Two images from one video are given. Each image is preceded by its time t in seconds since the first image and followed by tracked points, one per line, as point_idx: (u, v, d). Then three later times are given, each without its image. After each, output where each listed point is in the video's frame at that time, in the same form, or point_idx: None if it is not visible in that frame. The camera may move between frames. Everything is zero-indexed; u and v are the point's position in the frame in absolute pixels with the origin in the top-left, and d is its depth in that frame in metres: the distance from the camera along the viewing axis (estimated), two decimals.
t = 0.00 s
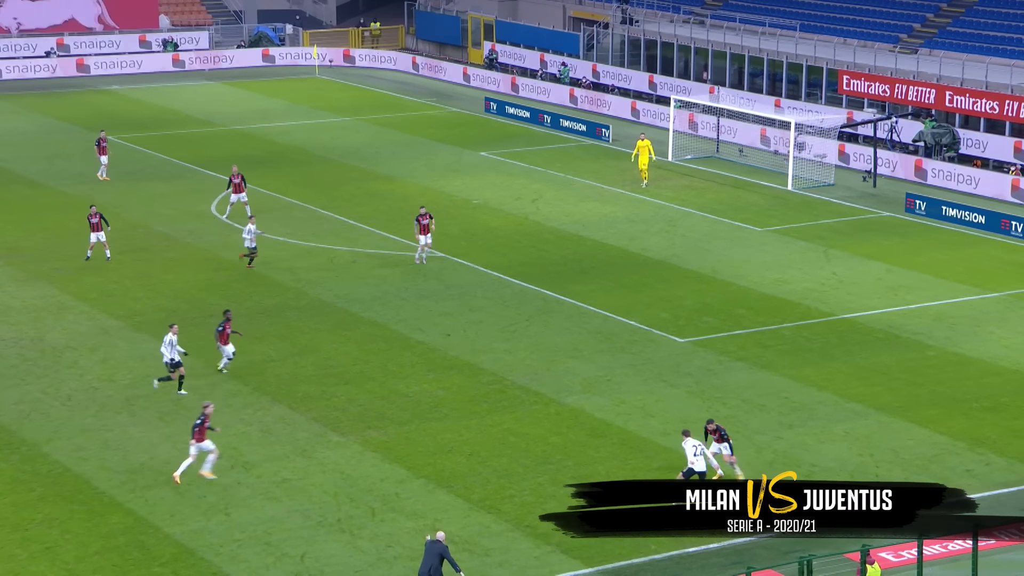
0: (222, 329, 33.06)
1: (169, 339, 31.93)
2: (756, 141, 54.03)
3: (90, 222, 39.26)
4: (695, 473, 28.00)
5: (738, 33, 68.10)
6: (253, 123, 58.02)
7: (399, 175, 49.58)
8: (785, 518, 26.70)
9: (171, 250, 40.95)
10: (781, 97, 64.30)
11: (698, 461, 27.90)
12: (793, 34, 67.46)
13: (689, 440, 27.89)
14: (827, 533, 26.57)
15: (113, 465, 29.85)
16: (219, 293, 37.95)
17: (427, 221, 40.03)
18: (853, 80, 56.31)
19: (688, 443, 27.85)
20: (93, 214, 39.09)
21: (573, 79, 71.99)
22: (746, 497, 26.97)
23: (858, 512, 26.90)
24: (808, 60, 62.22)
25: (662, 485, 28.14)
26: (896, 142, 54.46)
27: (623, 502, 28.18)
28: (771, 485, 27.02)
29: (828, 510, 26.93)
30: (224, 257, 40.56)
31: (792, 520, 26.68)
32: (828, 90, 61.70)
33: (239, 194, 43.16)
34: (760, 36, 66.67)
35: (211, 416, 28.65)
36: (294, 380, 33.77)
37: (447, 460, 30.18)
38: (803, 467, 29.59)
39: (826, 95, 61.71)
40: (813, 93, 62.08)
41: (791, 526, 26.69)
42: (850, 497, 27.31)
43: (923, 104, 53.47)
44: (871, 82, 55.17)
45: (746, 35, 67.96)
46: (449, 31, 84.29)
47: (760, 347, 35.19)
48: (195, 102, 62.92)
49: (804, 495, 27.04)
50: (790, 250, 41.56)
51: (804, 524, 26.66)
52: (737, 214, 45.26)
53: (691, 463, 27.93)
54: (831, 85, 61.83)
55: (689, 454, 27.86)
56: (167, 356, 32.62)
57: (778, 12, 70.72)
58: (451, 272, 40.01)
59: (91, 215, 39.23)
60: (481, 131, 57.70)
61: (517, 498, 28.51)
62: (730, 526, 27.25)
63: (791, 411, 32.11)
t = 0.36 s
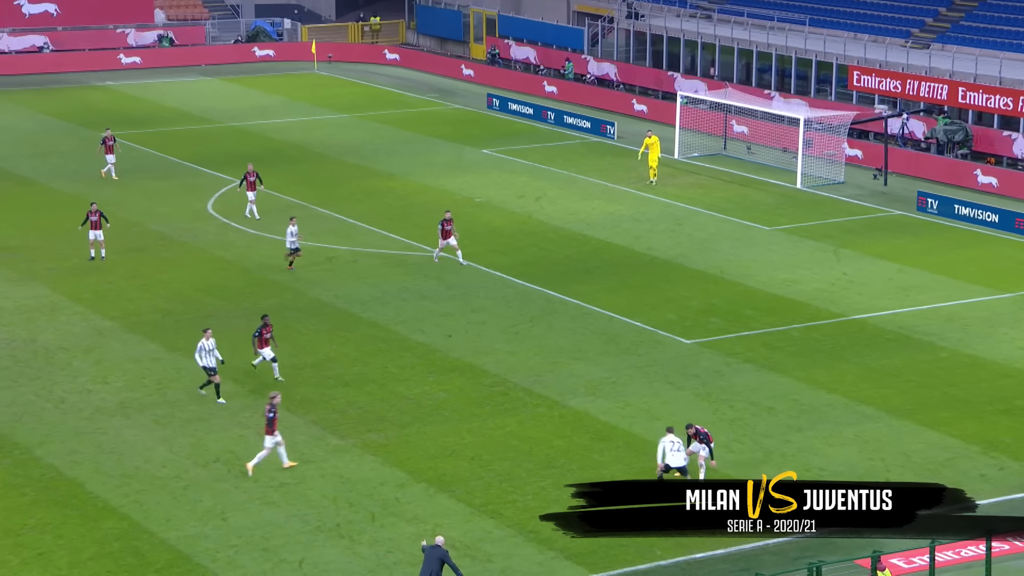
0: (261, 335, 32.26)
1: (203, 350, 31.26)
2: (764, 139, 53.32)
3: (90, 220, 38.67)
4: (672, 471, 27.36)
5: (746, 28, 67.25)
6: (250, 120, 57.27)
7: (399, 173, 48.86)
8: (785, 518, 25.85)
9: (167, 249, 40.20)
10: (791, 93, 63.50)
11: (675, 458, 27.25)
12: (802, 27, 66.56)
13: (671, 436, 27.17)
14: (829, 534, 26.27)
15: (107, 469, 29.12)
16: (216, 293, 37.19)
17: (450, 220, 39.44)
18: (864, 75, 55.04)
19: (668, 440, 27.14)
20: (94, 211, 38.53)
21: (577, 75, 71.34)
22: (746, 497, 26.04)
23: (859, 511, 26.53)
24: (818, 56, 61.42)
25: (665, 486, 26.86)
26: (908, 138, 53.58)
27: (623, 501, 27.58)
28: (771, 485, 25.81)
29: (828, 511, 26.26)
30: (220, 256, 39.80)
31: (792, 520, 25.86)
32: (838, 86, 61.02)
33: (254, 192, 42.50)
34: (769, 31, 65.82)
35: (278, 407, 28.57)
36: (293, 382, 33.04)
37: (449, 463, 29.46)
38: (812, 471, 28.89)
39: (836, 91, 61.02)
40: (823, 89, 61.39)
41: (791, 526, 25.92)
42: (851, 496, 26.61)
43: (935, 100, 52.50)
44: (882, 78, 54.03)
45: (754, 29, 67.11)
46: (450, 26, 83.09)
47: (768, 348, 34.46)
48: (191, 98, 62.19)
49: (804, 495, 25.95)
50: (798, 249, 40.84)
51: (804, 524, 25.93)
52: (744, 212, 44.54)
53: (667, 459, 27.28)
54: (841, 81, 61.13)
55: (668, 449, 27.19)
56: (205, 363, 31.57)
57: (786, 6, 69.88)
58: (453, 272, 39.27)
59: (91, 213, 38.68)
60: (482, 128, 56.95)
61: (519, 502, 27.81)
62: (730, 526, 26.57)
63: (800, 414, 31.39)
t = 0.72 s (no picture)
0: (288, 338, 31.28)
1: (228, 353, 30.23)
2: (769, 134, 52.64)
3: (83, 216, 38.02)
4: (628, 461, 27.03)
5: (750, 20, 66.40)
6: (244, 115, 56.57)
7: (396, 168, 48.20)
8: (786, 518, 26.01)
9: (159, 246, 39.50)
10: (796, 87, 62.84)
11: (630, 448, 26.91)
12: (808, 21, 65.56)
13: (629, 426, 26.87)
14: (828, 534, 25.88)
15: (97, 471, 28.45)
16: (209, 291, 36.49)
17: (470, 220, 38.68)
18: (871, 69, 54.60)
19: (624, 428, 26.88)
20: (87, 208, 37.90)
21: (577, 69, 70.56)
22: (746, 497, 26.13)
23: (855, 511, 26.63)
24: (823, 49, 60.67)
25: (662, 484, 27.47)
26: (914, 134, 52.96)
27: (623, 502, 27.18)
28: (771, 485, 26.02)
29: (829, 511, 26.39)
30: (212, 253, 39.10)
31: (792, 520, 26.02)
32: (843, 80, 60.31)
33: (264, 188, 41.79)
34: (772, 23, 64.99)
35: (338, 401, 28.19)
36: (287, 383, 32.35)
37: (446, 465, 28.78)
38: (818, 473, 28.23)
39: (841, 85, 60.30)
40: (828, 83, 60.71)
41: (791, 526, 26.01)
42: (851, 496, 26.83)
43: (943, 94, 51.94)
44: (889, 71, 53.54)
45: (758, 22, 66.27)
46: (447, 18, 82.06)
47: (772, 348, 33.78)
48: (185, 92, 61.47)
49: (804, 494, 26.23)
50: (802, 247, 40.16)
51: (804, 524, 26.02)
52: (747, 209, 43.88)
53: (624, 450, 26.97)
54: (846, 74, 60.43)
55: (624, 440, 26.84)
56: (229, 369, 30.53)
57: None
58: (452, 270, 38.58)
59: (84, 209, 38.04)
60: (480, 123, 56.26)
61: (519, 505, 27.12)
62: (731, 526, 26.20)
63: (805, 415, 30.72)
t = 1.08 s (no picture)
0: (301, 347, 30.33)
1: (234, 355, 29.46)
2: (781, 134, 51.90)
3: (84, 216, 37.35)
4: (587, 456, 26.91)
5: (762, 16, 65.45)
6: (245, 113, 55.91)
7: (399, 168, 47.55)
8: (785, 518, 25.99)
9: (157, 248, 38.81)
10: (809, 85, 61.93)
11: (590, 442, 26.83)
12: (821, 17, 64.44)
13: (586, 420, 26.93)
14: (841, 543, 25.18)
15: (95, 477, 27.76)
16: (209, 294, 35.77)
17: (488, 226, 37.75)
18: (885, 67, 53.69)
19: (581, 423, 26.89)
20: (88, 207, 37.24)
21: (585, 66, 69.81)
22: (745, 497, 26.49)
23: (855, 510, 26.45)
24: (836, 46, 59.91)
25: (668, 488, 27.19)
26: (931, 133, 52.15)
27: (623, 502, 26.75)
28: (771, 486, 26.62)
29: (828, 510, 26.38)
30: (212, 254, 38.38)
31: (792, 520, 25.95)
32: (858, 78, 59.58)
33: (280, 189, 41.01)
34: (785, 20, 64.07)
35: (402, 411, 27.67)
36: (289, 389, 31.65)
37: (451, 472, 28.07)
38: (831, 480, 27.56)
39: (856, 83, 59.59)
40: (842, 82, 60.02)
41: (792, 526, 25.88)
42: (857, 499, 26.62)
43: (959, 92, 51.09)
44: (904, 69, 52.60)
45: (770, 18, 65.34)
46: (453, 16, 81.09)
47: (785, 352, 33.01)
48: (186, 91, 60.77)
49: (805, 495, 26.59)
50: (814, 248, 39.40)
51: (804, 524, 25.92)
52: (759, 209, 43.16)
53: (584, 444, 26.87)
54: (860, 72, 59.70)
55: (583, 434, 26.78)
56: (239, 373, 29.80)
57: None
58: (457, 272, 37.84)
59: (85, 209, 37.37)
60: (486, 121, 55.55)
61: (525, 512, 26.42)
62: (730, 526, 25.96)
63: (818, 421, 29.97)
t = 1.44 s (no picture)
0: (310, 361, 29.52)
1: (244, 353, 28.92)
2: (796, 129, 51.03)
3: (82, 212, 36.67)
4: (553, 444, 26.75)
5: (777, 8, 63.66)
6: (246, 108, 55.16)
7: (404, 164, 46.77)
8: (785, 518, 25.44)
9: (158, 245, 38.08)
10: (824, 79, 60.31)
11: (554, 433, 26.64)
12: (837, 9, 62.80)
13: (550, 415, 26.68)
14: (858, 549, 24.44)
15: (93, 480, 27.05)
16: (210, 292, 35.02)
17: (504, 237, 36.03)
18: (903, 60, 52.84)
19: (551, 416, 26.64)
20: (87, 203, 36.54)
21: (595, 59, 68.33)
22: (746, 498, 26.10)
23: (857, 511, 25.84)
24: (853, 39, 58.41)
25: (681, 494, 26.44)
26: (950, 127, 51.14)
27: (623, 502, 26.15)
28: (772, 486, 26.26)
29: (849, 518, 25.53)
30: (213, 252, 37.63)
31: (791, 520, 25.39)
32: (875, 71, 58.17)
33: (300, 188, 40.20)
34: (801, 12, 62.41)
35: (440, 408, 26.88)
36: (291, 390, 30.91)
37: (457, 475, 27.32)
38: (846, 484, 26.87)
39: (873, 76, 58.19)
40: (859, 75, 58.57)
41: (791, 526, 25.30)
42: (873, 504, 25.90)
43: (979, 86, 50.13)
44: (922, 62, 51.64)
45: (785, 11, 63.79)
46: (457, 8, 78.72)
47: (800, 353, 32.20)
48: (187, 85, 60.01)
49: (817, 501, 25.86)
50: (829, 246, 38.57)
51: (804, 524, 25.35)
52: (773, 206, 42.32)
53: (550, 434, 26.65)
54: (878, 65, 58.26)
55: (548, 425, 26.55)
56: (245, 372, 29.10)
57: None
58: (463, 270, 37.04)
59: (84, 204, 36.67)
60: (492, 116, 54.69)
61: (534, 516, 25.67)
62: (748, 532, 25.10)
63: (834, 423, 29.17)
